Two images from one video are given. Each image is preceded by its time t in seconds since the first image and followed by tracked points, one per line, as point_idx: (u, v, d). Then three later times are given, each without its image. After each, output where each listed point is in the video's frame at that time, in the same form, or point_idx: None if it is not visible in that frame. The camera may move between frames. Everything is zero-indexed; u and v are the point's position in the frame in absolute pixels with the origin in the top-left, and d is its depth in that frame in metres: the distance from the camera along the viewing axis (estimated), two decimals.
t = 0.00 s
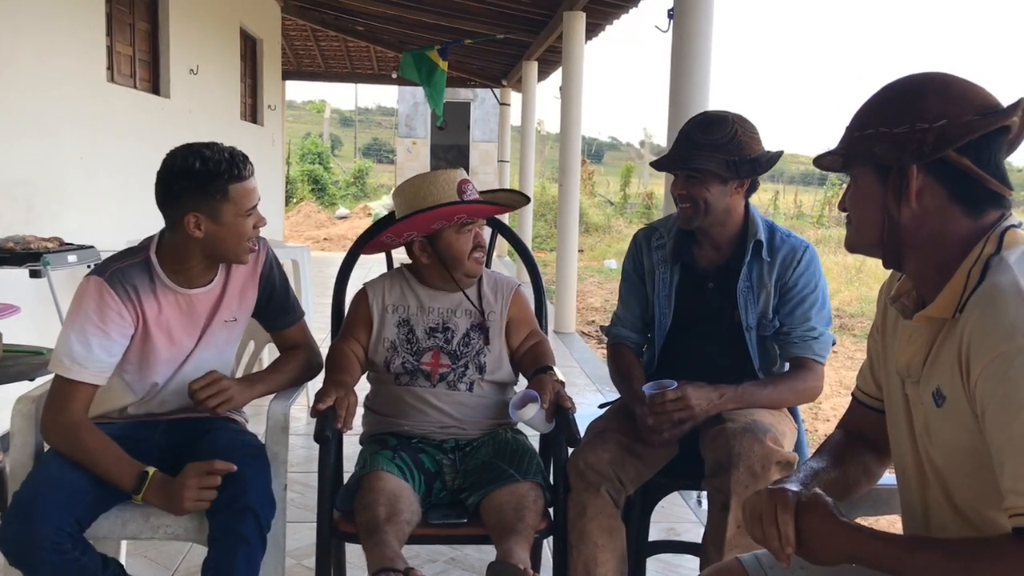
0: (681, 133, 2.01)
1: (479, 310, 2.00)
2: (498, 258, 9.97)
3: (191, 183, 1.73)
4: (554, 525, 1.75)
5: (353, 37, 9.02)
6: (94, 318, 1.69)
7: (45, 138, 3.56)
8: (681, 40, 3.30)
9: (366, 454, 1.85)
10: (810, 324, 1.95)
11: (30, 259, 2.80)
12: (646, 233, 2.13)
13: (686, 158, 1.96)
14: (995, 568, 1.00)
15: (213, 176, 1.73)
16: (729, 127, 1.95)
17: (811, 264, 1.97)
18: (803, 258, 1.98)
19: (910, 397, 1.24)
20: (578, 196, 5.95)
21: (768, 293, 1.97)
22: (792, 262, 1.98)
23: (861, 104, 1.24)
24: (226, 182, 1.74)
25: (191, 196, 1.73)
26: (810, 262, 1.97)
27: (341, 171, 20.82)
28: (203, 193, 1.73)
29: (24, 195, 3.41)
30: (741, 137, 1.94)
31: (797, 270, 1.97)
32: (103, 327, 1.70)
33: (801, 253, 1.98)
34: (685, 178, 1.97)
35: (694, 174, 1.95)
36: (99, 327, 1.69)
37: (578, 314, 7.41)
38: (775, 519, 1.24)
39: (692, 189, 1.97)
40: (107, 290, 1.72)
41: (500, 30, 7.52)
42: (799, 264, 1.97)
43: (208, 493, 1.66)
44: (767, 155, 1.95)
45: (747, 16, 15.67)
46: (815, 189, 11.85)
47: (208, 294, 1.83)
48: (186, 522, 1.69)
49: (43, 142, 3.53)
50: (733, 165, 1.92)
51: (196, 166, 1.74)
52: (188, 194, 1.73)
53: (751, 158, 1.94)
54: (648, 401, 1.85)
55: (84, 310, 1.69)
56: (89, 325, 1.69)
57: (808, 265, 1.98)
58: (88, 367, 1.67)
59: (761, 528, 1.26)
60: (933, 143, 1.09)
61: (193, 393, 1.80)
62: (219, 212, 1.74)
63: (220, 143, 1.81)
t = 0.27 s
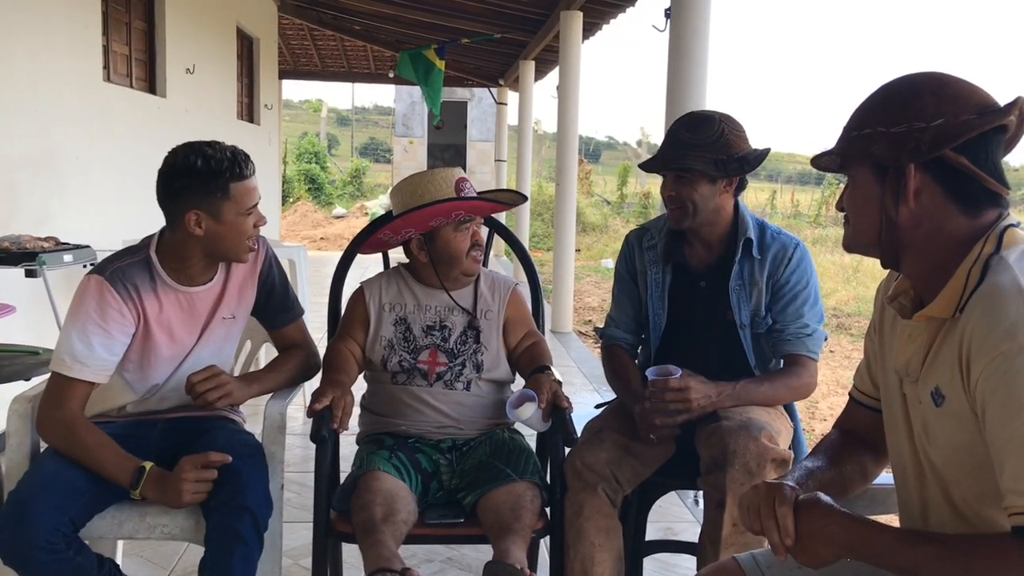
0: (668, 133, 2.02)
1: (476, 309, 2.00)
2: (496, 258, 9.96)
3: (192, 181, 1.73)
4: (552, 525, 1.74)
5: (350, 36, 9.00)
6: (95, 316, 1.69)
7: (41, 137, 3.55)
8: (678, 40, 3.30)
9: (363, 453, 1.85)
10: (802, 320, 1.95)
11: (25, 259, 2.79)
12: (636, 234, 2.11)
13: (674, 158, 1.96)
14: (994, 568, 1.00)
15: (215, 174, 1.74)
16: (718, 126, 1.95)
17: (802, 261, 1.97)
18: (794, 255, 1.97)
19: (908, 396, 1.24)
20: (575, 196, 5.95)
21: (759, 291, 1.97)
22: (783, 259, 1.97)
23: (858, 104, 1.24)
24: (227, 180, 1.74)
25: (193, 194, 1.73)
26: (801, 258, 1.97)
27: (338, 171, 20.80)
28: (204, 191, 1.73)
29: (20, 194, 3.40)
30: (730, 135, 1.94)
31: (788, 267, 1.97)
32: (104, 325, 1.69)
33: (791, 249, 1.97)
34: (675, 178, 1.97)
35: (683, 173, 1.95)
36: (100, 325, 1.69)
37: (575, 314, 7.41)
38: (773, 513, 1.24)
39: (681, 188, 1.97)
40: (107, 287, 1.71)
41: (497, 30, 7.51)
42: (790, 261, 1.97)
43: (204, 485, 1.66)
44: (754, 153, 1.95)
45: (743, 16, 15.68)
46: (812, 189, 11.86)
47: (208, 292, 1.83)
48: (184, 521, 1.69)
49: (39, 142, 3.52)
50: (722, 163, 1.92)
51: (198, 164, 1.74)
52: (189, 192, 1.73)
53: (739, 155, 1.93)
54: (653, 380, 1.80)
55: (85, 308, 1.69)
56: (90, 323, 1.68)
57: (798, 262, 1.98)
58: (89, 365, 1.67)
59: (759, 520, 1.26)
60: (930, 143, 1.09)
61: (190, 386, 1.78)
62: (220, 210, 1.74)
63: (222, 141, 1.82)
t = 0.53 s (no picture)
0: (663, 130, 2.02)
1: (475, 308, 2.00)
2: (495, 257, 9.97)
3: (186, 184, 1.73)
4: (550, 524, 1.75)
5: (348, 36, 9.00)
6: (88, 319, 1.69)
7: (39, 138, 3.55)
8: (676, 40, 3.30)
9: (363, 453, 1.85)
10: (798, 316, 1.96)
11: (24, 259, 2.79)
12: (630, 235, 2.11)
13: (671, 155, 1.96)
14: (992, 566, 1.00)
15: (208, 177, 1.73)
16: (712, 123, 1.96)
17: (796, 257, 1.98)
18: (788, 251, 1.98)
19: (905, 395, 1.24)
20: (573, 195, 5.96)
21: (755, 287, 1.98)
22: (777, 255, 1.98)
23: (855, 105, 1.25)
24: (220, 183, 1.74)
25: (186, 197, 1.72)
26: (795, 254, 1.98)
27: (336, 170, 20.79)
28: (197, 193, 1.73)
29: (18, 195, 3.40)
30: (726, 132, 1.95)
31: (782, 263, 1.98)
32: (97, 329, 1.69)
33: (785, 246, 1.98)
34: (671, 176, 1.97)
35: (680, 170, 1.95)
36: (93, 329, 1.69)
37: (574, 314, 7.41)
38: (771, 508, 1.25)
39: (678, 186, 1.97)
40: (101, 290, 1.71)
41: (495, 29, 7.51)
42: (784, 257, 1.98)
43: (201, 486, 1.66)
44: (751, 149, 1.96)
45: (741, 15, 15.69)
46: (810, 188, 11.87)
47: (202, 294, 1.83)
48: (182, 522, 1.69)
49: (37, 142, 3.52)
50: (717, 159, 1.93)
51: (191, 167, 1.73)
52: (182, 195, 1.73)
53: (735, 151, 1.94)
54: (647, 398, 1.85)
55: (78, 311, 1.69)
56: (83, 326, 1.69)
57: (793, 258, 1.99)
58: (83, 368, 1.67)
59: (756, 515, 1.27)
60: (927, 143, 1.09)
61: (189, 389, 1.79)
62: (213, 213, 1.74)
63: (216, 143, 1.81)
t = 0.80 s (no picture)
0: (679, 121, 2.00)
1: (475, 307, 2.00)
2: (494, 257, 9.97)
3: (179, 187, 1.72)
4: (551, 522, 1.75)
5: (347, 36, 9.00)
6: (82, 323, 1.68)
7: (38, 138, 3.54)
8: (675, 38, 3.30)
9: (362, 453, 1.85)
10: (794, 310, 1.96)
11: (23, 260, 2.79)
12: (626, 234, 2.11)
13: (700, 146, 1.94)
14: (994, 561, 1.00)
15: (201, 180, 1.72)
16: (730, 120, 1.99)
17: (791, 251, 1.98)
18: (782, 246, 1.99)
19: (906, 391, 1.24)
20: (573, 194, 5.96)
21: (750, 283, 1.98)
22: (772, 250, 1.98)
23: (855, 101, 1.24)
24: (213, 185, 1.73)
25: (179, 199, 1.72)
26: (790, 249, 1.99)
27: (335, 171, 20.79)
28: (190, 196, 1.72)
29: (17, 196, 3.40)
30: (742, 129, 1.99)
31: (777, 257, 1.98)
32: (92, 333, 1.69)
33: (779, 240, 1.99)
34: (699, 167, 1.95)
35: (709, 162, 1.95)
36: (87, 333, 1.68)
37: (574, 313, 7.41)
38: (765, 506, 1.24)
39: (705, 178, 1.96)
40: (95, 294, 1.71)
41: (494, 29, 7.50)
42: (778, 252, 1.98)
43: (201, 491, 1.66)
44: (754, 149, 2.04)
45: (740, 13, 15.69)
46: (809, 186, 11.86)
47: (198, 296, 1.82)
48: (183, 522, 1.69)
49: (36, 143, 3.52)
50: (744, 155, 1.97)
51: (183, 169, 1.73)
52: (175, 198, 1.72)
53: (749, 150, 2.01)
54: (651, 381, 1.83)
55: (72, 315, 1.69)
56: (78, 330, 1.68)
57: (787, 253, 1.99)
58: (77, 372, 1.66)
59: (750, 515, 1.26)
60: (928, 138, 1.09)
61: (187, 395, 1.78)
62: (207, 216, 1.73)
63: (209, 145, 1.80)
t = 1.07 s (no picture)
0: (691, 115, 1.99)
1: (476, 306, 2.00)
2: (494, 257, 9.97)
3: (171, 191, 1.72)
4: (552, 521, 1.75)
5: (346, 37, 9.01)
6: (79, 328, 1.69)
7: (38, 141, 3.55)
8: (673, 36, 3.30)
9: (364, 453, 1.85)
10: (794, 307, 1.96)
11: (24, 263, 2.79)
12: (626, 233, 2.11)
13: (716, 142, 1.94)
14: (995, 557, 1.00)
15: (193, 184, 1.72)
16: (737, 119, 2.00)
17: (791, 249, 1.99)
18: (783, 244, 1.99)
19: (907, 388, 1.24)
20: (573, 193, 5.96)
21: (751, 280, 1.99)
22: (773, 248, 1.99)
23: (854, 101, 1.25)
24: (206, 188, 1.73)
25: (172, 204, 1.71)
26: (791, 247, 1.99)
27: (335, 171, 20.79)
28: (182, 200, 1.71)
29: (18, 198, 3.40)
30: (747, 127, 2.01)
31: (779, 255, 1.99)
32: (89, 338, 1.69)
33: (780, 238, 1.99)
34: (714, 164, 1.95)
35: (723, 159, 1.95)
36: (84, 338, 1.69)
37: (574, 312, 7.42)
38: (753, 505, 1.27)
39: (719, 175, 1.96)
40: (92, 298, 1.71)
41: (493, 28, 7.51)
42: (779, 251, 1.99)
43: (202, 494, 1.66)
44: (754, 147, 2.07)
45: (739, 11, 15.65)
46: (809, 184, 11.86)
47: (195, 299, 1.82)
48: (185, 523, 1.70)
49: (35, 146, 3.52)
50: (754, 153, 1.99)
51: (175, 173, 1.72)
52: (169, 202, 1.71)
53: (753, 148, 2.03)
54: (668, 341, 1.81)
55: (69, 320, 1.69)
56: (75, 335, 1.68)
57: (788, 251, 2.00)
58: (75, 376, 1.67)
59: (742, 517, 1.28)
60: (911, 139, 1.10)
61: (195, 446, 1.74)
62: (201, 219, 1.72)
63: (201, 148, 1.79)
